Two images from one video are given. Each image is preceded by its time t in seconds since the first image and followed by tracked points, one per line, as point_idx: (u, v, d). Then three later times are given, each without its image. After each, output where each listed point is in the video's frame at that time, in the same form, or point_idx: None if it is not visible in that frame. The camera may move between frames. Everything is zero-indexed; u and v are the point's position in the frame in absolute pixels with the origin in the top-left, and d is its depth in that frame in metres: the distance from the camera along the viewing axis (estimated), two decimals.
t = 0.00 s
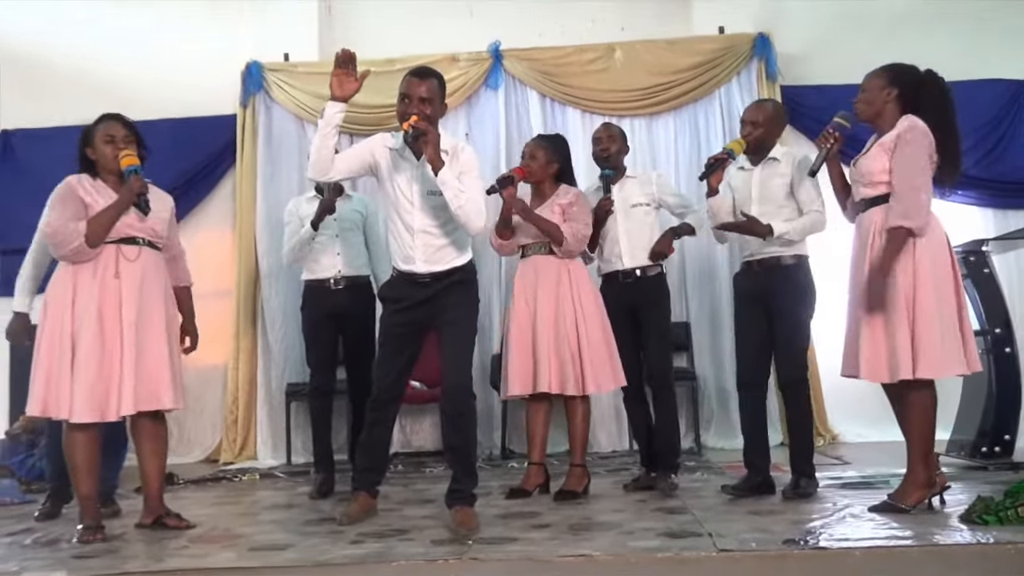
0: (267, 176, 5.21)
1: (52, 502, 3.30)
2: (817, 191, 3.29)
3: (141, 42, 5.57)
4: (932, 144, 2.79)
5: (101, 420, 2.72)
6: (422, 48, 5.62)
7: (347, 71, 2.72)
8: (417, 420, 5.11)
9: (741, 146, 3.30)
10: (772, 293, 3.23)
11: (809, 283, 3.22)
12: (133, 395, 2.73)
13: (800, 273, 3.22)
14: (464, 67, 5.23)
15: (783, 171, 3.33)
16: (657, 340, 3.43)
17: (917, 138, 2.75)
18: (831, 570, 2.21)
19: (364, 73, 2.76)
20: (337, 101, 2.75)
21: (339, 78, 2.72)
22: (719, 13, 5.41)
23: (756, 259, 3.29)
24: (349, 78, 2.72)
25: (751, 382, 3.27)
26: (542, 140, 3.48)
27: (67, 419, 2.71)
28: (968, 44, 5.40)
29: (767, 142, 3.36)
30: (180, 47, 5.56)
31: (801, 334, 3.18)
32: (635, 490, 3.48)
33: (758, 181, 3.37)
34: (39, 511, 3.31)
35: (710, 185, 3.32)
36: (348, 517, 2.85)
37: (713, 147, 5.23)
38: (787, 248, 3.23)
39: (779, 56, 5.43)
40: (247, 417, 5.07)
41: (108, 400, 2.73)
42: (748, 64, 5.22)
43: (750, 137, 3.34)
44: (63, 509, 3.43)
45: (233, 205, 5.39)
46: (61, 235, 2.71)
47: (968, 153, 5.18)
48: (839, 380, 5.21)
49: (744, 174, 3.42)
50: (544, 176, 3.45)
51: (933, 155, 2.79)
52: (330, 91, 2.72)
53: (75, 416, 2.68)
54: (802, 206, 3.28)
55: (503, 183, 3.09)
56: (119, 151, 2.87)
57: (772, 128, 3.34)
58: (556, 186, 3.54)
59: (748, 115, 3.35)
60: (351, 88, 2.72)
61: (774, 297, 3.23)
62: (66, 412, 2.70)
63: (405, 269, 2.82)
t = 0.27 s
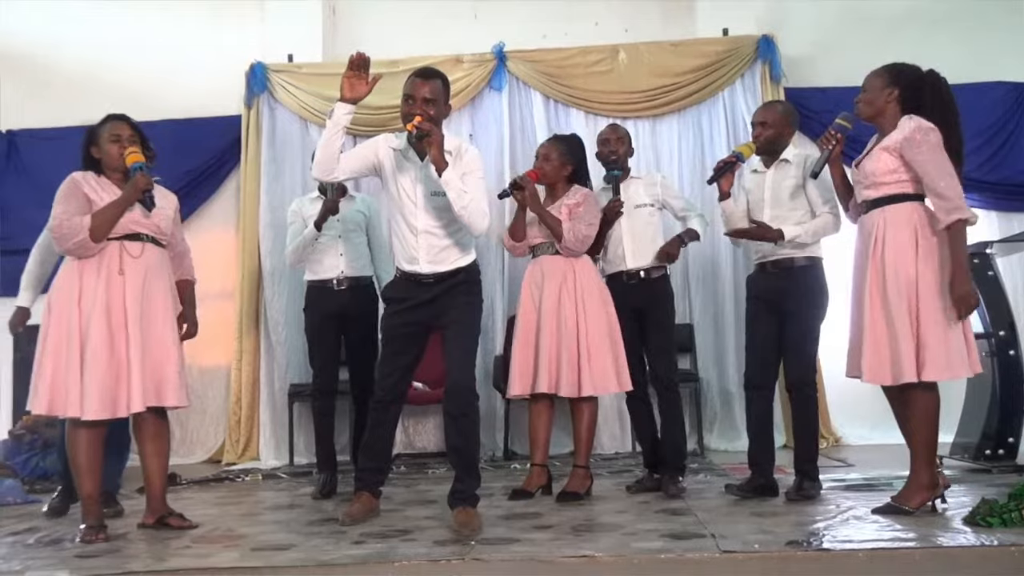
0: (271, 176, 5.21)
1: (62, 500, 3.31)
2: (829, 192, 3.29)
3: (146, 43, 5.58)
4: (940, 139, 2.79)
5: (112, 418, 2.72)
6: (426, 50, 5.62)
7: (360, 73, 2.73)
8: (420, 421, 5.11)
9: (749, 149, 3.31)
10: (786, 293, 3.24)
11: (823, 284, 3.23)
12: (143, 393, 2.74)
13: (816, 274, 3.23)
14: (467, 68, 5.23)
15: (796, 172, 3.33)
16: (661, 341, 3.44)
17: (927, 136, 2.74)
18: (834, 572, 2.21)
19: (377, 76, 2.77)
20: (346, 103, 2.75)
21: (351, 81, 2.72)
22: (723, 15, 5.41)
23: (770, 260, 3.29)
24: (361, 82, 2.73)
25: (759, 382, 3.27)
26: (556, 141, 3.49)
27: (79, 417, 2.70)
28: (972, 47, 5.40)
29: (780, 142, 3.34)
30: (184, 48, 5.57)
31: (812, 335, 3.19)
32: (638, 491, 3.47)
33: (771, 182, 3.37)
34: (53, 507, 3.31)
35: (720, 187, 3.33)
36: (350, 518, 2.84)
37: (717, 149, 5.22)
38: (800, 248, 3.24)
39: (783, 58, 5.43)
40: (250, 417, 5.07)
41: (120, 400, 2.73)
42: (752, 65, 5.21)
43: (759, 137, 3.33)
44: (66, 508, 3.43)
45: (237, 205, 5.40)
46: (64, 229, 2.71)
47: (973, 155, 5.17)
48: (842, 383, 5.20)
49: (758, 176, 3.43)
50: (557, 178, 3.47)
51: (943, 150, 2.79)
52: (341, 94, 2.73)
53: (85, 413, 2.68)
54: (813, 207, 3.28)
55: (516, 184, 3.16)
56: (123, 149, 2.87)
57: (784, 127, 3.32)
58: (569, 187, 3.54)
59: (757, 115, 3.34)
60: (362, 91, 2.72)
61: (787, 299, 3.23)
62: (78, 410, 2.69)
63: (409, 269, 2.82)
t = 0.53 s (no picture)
0: (274, 177, 5.22)
1: (77, 503, 3.26)
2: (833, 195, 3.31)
3: (150, 44, 5.59)
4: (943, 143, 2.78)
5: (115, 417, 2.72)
6: (429, 52, 5.62)
7: (363, 75, 2.71)
8: (422, 423, 5.11)
9: (759, 147, 3.27)
10: (793, 294, 3.23)
11: (831, 284, 3.23)
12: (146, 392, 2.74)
13: (823, 275, 3.22)
14: (470, 70, 5.23)
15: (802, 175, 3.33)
16: (666, 343, 3.43)
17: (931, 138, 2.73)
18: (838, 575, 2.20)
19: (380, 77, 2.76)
20: (350, 105, 2.75)
21: (355, 82, 2.71)
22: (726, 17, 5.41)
23: (777, 261, 3.28)
24: (365, 83, 2.72)
25: (765, 383, 3.27)
26: (569, 142, 3.48)
27: (81, 417, 2.70)
28: (975, 49, 5.39)
29: (790, 141, 3.32)
30: (188, 49, 5.58)
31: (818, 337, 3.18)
32: (641, 493, 3.46)
33: (781, 181, 3.36)
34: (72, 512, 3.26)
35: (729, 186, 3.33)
36: (353, 518, 2.84)
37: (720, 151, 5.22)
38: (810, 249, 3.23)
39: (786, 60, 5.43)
40: (253, 418, 5.07)
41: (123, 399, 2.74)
42: (756, 67, 5.21)
43: (767, 137, 3.33)
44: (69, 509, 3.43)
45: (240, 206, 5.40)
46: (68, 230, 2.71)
47: (976, 158, 5.16)
48: (845, 385, 5.20)
49: (767, 176, 3.41)
50: (568, 180, 3.47)
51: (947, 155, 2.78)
52: (346, 95, 2.72)
53: (89, 412, 2.68)
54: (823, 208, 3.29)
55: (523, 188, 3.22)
56: (128, 151, 2.88)
57: (793, 126, 3.32)
58: (581, 188, 3.54)
59: (764, 115, 3.35)
60: (366, 91, 2.71)
61: (794, 299, 3.23)
62: (81, 409, 2.69)
63: (412, 271, 2.82)
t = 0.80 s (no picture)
0: (276, 179, 5.22)
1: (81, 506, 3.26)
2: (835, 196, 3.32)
3: (152, 47, 5.60)
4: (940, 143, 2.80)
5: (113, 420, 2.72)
6: (430, 54, 5.62)
7: (365, 76, 2.72)
8: (426, 424, 5.10)
9: (764, 145, 3.25)
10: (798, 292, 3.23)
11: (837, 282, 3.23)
12: (146, 395, 2.73)
13: (828, 273, 3.21)
14: (472, 71, 5.23)
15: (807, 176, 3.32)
16: (671, 343, 3.42)
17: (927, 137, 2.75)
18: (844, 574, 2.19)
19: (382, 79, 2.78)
20: (352, 106, 2.76)
21: (357, 83, 2.72)
22: (727, 17, 5.41)
23: (782, 259, 3.27)
24: (367, 83, 2.72)
25: (769, 381, 3.27)
26: (582, 143, 3.46)
27: (81, 419, 2.70)
28: (977, 47, 5.38)
29: (795, 139, 3.33)
30: (189, 52, 5.58)
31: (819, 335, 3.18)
32: (645, 493, 3.46)
33: (787, 181, 3.33)
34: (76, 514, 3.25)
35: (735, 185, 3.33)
36: (357, 519, 2.83)
37: (722, 151, 5.21)
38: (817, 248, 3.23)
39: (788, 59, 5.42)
40: (256, 421, 5.07)
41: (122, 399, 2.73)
42: (757, 67, 5.20)
43: (772, 135, 3.34)
44: (73, 512, 3.43)
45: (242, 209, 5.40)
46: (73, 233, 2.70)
47: (979, 156, 5.15)
48: (849, 384, 5.19)
49: (773, 174, 3.39)
50: (576, 179, 3.45)
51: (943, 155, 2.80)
52: (347, 96, 2.73)
53: (87, 415, 2.68)
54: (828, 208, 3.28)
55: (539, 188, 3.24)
56: (134, 155, 2.88)
57: (796, 124, 3.32)
58: (587, 189, 3.52)
59: (768, 113, 3.35)
60: (368, 93, 2.72)
61: (800, 296, 3.23)
62: (80, 410, 2.69)
63: (415, 272, 2.82)
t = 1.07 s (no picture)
0: (278, 181, 5.21)
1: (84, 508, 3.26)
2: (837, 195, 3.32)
3: (153, 50, 5.60)
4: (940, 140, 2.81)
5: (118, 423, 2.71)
6: (431, 55, 5.62)
7: (354, 62, 2.74)
8: (428, 425, 5.10)
9: (764, 146, 3.26)
10: (802, 291, 3.21)
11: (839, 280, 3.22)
12: (155, 398, 2.74)
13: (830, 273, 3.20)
14: (473, 72, 5.23)
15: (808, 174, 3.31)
16: (676, 343, 3.41)
17: (929, 135, 2.75)
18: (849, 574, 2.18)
19: (370, 64, 2.79)
20: (344, 94, 2.78)
21: (346, 70, 2.74)
22: (728, 17, 5.40)
23: (785, 258, 3.26)
24: (357, 71, 2.75)
25: (768, 379, 3.29)
26: (586, 144, 3.47)
27: (86, 421, 2.70)
28: (978, 46, 5.38)
29: (795, 137, 3.34)
30: (191, 55, 5.59)
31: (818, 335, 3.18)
32: (649, 493, 3.45)
33: (788, 180, 3.34)
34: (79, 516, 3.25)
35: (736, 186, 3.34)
36: (360, 521, 2.83)
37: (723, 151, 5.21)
38: (820, 248, 3.22)
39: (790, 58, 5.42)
40: (259, 422, 5.07)
41: (127, 403, 2.73)
42: (758, 66, 5.20)
43: (773, 134, 3.35)
44: (76, 515, 3.43)
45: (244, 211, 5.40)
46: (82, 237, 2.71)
47: (982, 154, 5.14)
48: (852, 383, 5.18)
49: (775, 173, 3.39)
50: (581, 179, 3.45)
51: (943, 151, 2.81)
52: (338, 85, 2.75)
53: (91, 418, 2.68)
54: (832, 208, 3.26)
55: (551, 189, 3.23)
56: (141, 160, 2.88)
57: (795, 121, 3.33)
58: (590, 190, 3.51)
59: (767, 113, 3.35)
60: (358, 80, 2.74)
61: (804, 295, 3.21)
62: (85, 413, 2.70)
63: (416, 272, 2.82)
